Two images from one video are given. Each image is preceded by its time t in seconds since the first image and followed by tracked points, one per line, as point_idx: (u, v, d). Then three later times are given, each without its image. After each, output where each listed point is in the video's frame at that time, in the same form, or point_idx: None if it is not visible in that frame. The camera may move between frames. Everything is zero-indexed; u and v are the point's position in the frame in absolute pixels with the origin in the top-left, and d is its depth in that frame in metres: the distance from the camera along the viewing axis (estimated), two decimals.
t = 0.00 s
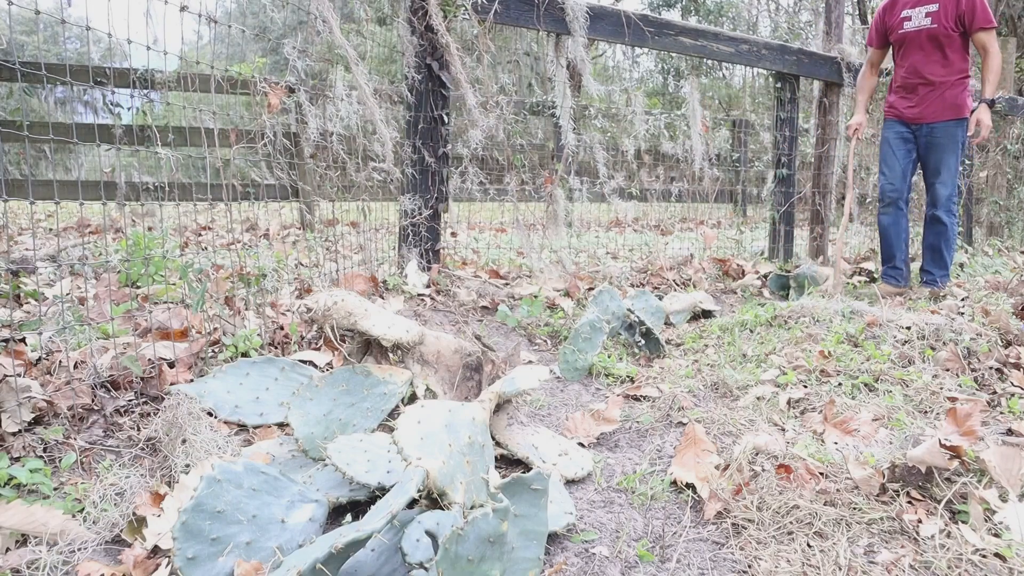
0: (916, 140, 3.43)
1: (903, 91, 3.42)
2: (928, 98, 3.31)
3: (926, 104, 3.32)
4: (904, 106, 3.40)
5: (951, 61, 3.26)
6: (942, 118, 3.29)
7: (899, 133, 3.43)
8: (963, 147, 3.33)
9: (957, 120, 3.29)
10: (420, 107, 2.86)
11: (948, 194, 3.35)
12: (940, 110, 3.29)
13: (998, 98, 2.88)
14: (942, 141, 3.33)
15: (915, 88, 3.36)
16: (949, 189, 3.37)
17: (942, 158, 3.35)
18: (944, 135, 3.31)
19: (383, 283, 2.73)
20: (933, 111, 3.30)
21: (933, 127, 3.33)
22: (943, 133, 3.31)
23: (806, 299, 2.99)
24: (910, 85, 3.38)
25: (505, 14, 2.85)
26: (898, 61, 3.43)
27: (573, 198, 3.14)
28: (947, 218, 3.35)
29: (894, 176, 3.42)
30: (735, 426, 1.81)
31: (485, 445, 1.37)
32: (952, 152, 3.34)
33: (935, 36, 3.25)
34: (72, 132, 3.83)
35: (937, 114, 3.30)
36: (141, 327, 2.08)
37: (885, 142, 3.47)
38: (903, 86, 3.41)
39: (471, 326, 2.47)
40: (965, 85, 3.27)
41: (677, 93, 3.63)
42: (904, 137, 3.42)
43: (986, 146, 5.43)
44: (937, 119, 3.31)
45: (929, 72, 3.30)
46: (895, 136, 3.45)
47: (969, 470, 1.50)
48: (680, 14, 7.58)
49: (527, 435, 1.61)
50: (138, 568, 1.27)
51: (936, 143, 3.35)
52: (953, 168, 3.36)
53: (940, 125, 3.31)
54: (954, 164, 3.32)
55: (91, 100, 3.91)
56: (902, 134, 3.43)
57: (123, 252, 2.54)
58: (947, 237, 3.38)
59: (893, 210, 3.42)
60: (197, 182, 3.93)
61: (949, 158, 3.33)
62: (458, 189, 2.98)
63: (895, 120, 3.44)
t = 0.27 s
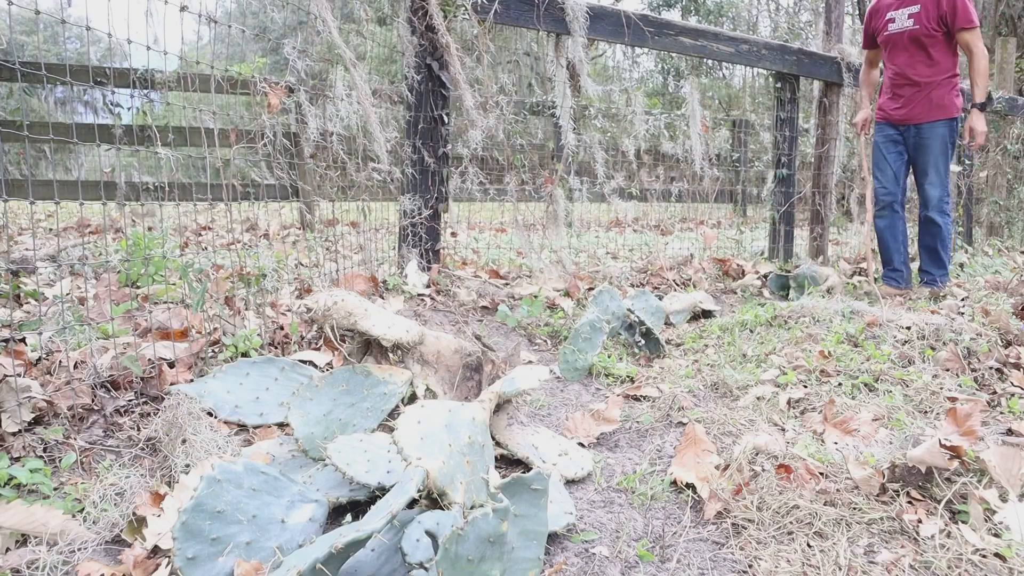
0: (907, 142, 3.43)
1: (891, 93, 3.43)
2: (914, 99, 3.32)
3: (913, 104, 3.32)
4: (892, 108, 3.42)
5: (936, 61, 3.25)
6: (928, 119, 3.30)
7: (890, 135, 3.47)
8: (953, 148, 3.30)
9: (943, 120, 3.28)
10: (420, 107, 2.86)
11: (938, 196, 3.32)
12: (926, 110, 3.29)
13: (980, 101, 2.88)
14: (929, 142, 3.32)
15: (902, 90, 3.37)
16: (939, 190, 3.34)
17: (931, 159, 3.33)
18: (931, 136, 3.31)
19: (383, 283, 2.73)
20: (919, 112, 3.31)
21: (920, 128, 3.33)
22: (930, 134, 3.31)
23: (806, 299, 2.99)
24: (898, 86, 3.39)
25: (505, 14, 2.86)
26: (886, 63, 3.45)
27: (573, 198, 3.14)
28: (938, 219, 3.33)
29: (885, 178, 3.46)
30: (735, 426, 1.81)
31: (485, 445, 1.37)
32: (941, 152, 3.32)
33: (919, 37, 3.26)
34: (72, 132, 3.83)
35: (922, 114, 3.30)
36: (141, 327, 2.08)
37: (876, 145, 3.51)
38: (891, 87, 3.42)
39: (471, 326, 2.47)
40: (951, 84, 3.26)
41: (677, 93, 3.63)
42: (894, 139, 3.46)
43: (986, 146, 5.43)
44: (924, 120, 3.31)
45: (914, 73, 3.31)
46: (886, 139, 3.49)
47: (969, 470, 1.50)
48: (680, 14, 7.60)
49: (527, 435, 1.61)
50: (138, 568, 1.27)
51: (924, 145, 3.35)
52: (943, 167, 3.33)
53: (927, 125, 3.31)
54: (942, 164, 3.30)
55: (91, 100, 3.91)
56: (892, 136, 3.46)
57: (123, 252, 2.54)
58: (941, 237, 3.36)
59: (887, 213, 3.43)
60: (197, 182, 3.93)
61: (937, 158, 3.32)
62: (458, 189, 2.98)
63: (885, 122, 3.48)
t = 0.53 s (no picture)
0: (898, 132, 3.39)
1: (882, 90, 3.41)
2: (904, 93, 3.30)
3: (903, 98, 3.30)
4: (884, 104, 3.40)
5: (925, 54, 3.23)
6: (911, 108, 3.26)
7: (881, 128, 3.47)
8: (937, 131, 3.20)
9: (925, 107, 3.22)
10: (420, 107, 2.86)
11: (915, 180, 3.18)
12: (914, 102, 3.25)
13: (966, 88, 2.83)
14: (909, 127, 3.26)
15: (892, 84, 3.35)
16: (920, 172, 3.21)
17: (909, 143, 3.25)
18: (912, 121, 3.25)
19: (383, 283, 2.73)
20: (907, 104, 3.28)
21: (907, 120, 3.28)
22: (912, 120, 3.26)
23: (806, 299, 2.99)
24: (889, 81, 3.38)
25: (505, 14, 2.86)
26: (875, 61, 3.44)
27: (573, 198, 3.15)
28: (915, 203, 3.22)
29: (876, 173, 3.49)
30: (735, 426, 1.81)
31: (485, 445, 1.37)
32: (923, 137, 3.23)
33: (906, 33, 3.26)
34: (72, 132, 3.83)
35: (909, 105, 3.27)
36: (141, 327, 2.08)
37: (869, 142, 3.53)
38: (882, 83, 3.41)
39: (471, 326, 2.47)
40: (941, 77, 3.23)
41: (677, 93, 3.63)
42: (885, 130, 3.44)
43: (986, 146, 5.43)
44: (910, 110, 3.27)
45: (903, 67, 3.29)
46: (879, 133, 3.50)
47: (969, 469, 1.50)
48: (680, 14, 7.60)
49: (527, 435, 1.61)
50: (138, 568, 1.27)
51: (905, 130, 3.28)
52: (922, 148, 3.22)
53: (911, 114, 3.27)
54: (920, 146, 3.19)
55: (92, 100, 3.91)
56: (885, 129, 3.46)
57: (123, 252, 2.54)
58: (920, 223, 3.26)
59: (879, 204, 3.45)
60: (197, 182, 3.93)
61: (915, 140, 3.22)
62: (458, 189, 2.98)
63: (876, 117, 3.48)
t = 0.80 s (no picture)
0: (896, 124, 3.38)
1: (877, 88, 3.43)
2: (899, 90, 3.31)
3: (898, 94, 3.31)
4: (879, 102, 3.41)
5: (918, 51, 3.24)
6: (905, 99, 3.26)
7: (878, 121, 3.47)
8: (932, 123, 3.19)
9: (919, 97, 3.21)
10: (420, 107, 2.86)
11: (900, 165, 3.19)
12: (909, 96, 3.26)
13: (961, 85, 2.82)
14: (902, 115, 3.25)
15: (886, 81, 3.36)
16: (907, 160, 3.19)
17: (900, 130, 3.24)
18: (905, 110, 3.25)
19: (383, 283, 2.73)
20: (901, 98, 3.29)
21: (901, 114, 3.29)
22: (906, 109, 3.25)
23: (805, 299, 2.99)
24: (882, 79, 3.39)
25: (505, 14, 2.86)
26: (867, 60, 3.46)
27: (573, 198, 3.15)
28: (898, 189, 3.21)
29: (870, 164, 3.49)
30: (735, 426, 1.81)
31: (485, 445, 1.37)
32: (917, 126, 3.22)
33: (897, 30, 3.27)
34: (72, 132, 3.83)
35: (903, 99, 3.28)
36: (141, 327, 2.08)
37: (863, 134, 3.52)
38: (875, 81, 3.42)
39: (471, 326, 2.47)
40: (935, 72, 3.24)
41: (677, 93, 3.63)
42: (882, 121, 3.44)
43: (986, 147, 5.43)
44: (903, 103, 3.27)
45: (896, 64, 3.30)
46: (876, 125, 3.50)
47: (969, 470, 1.50)
48: (680, 14, 7.59)
49: (527, 435, 1.61)
50: (138, 568, 1.27)
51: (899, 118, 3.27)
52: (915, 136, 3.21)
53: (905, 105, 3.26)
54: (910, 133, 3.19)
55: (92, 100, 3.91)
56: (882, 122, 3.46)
57: (123, 252, 2.54)
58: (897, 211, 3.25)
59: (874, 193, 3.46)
60: (197, 182, 3.93)
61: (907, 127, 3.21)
62: (458, 189, 2.98)
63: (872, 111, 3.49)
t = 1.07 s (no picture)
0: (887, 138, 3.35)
1: (864, 91, 3.37)
2: (888, 97, 3.27)
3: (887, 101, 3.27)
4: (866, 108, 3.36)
5: (909, 58, 3.19)
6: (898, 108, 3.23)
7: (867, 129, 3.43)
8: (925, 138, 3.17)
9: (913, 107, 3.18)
10: (420, 106, 2.86)
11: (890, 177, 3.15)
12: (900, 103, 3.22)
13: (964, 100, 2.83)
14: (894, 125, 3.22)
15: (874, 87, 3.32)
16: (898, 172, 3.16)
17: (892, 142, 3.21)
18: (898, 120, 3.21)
19: (383, 283, 2.73)
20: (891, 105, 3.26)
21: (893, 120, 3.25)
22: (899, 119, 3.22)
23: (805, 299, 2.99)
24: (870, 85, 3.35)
25: (505, 14, 2.86)
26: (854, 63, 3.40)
27: (573, 198, 3.15)
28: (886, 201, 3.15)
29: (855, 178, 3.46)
30: (735, 426, 1.81)
31: (485, 445, 1.37)
32: (908, 139, 3.20)
33: (890, 34, 3.20)
34: (72, 132, 3.83)
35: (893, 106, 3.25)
36: (141, 327, 2.08)
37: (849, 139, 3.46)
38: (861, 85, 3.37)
39: (471, 326, 2.47)
40: (925, 80, 3.20)
41: (677, 93, 3.63)
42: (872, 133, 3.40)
43: (986, 147, 5.44)
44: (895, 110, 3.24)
45: (886, 70, 3.25)
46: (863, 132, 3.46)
47: (969, 470, 1.50)
48: (680, 14, 7.59)
49: (527, 435, 1.61)
50: (138, 568, 1.27)
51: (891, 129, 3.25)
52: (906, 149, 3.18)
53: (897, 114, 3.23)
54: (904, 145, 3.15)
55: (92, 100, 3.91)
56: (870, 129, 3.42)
57: (123, 252, 2.54)
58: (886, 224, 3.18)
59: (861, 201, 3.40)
60: (197, 182, 3.93)
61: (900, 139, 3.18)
62: (458, 189, 2.98)
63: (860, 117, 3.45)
